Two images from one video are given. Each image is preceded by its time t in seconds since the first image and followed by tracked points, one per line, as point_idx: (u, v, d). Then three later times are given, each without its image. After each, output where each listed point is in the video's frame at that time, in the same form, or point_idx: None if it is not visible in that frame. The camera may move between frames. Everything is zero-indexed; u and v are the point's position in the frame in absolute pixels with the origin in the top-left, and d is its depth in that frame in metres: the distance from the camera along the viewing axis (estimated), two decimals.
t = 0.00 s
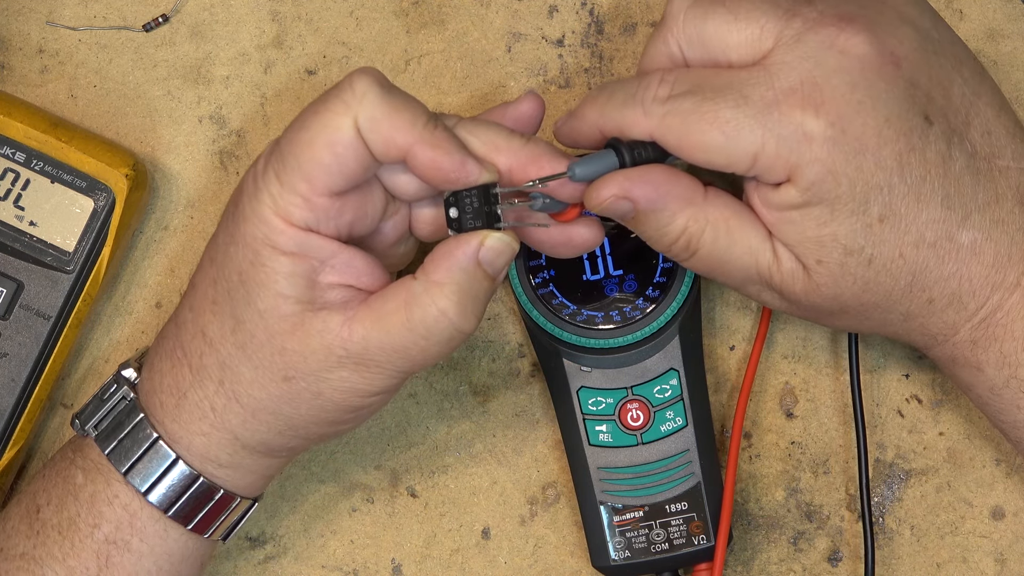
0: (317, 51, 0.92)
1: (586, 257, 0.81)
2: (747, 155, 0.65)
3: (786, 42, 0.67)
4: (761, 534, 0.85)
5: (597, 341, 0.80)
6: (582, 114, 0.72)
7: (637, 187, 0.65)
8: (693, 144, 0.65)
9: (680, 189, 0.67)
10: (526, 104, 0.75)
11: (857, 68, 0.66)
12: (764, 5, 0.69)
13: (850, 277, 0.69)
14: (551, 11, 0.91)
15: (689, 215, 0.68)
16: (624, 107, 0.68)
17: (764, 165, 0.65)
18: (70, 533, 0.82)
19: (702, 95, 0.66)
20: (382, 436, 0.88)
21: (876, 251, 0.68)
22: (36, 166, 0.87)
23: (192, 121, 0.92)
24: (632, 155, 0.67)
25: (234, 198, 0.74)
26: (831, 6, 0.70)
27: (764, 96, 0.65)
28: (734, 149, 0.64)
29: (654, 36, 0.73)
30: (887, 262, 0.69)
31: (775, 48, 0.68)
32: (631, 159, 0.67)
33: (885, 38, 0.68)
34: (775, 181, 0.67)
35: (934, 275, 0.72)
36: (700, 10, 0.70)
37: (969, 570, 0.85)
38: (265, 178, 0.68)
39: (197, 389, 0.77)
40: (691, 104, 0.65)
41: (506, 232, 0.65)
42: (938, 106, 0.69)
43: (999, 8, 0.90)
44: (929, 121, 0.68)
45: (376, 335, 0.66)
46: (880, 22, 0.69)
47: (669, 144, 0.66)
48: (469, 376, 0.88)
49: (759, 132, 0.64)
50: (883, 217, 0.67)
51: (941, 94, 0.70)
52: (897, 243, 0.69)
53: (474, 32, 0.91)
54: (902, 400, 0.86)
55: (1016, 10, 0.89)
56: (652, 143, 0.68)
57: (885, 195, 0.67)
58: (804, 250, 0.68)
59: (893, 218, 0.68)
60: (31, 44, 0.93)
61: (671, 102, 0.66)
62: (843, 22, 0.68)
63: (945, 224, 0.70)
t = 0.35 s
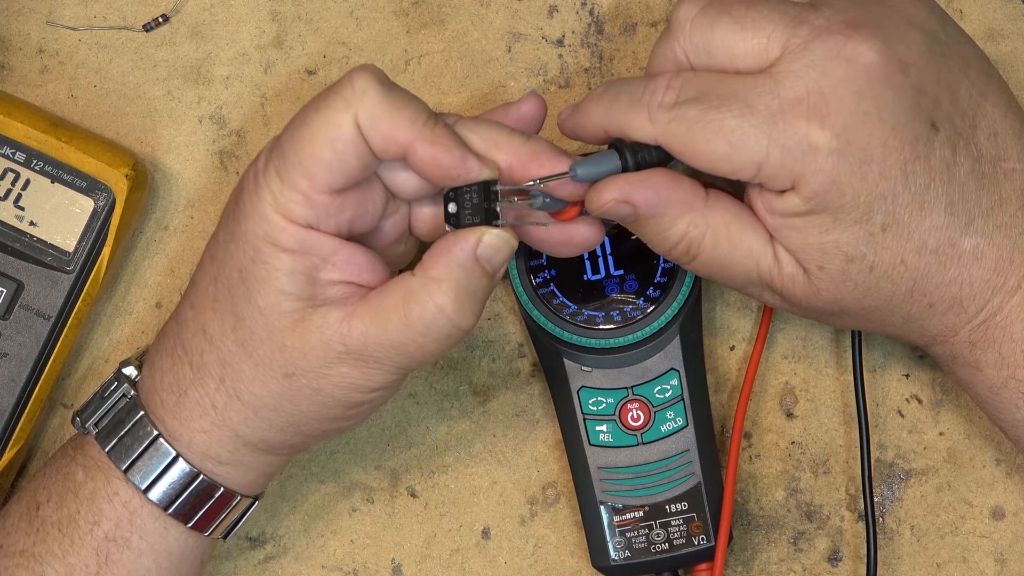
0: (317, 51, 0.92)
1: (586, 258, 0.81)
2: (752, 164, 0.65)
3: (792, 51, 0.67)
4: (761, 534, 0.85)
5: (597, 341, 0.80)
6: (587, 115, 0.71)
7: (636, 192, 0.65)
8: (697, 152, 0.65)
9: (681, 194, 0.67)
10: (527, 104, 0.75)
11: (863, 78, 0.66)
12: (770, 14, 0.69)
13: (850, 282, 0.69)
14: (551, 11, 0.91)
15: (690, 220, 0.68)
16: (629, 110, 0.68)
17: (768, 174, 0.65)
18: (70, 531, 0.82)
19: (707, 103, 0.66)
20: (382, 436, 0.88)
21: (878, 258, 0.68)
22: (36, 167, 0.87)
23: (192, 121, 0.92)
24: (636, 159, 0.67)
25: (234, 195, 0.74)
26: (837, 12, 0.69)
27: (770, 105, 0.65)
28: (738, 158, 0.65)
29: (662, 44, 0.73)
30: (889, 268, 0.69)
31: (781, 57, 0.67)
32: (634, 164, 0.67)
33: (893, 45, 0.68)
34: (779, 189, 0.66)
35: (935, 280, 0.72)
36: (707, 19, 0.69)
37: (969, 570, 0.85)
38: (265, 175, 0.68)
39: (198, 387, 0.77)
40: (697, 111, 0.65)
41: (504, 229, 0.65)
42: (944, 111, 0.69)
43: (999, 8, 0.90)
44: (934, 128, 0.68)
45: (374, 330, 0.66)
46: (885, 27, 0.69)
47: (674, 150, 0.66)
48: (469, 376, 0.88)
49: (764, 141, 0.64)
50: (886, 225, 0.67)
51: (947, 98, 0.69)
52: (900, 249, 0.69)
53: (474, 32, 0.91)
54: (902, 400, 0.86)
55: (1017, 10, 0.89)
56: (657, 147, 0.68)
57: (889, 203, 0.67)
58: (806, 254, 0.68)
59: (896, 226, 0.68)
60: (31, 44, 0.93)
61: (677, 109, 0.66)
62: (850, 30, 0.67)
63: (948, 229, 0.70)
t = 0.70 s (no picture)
0: (317, 51, 0.92)
1: (586, 258, 0.81)
2: (751, 163, 0.65)
3: (793, 50, 0.67)
4: (761, 534, 0.85)
5: (597, 341, 0.80)
6: (586, 111, 0.71)
7: (636, 189, 0.65)
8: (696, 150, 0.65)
9: (680, 192, 0.67)
10: (526, 101, 0.75)
11: (863, 78, 0.66)
12: (771, 14, 0.68)
13: (850, 283, 0.69)
14: (551, 11, 0.91)
15: (689, 218, 0.68)
16: (629, 108, 0.68)
17: (768, 173, 0.65)
18: (71, 531, 0.82)
19: (707, 101, 0.66)
20: (382, 436, 0.88)
21: (877, 258, 0.68)
22: (36, 166, 0.87)
23: (192, 121, 0.92)
24: (634, 155, 0.67)
25: (234, 194, 0.74)
26: (839, 13, 0.69)
27: (770, 105, 0.65)
28: (737, 156, 0.65)
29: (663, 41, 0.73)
30: (888, 267, 0.69)
31: (782, 57, 0.67)
32: (632, 160, 0.67)
33: (894, 46, 0.68)
34: (778, 188, 0.66)
35: (934, 280, 0.72)
36: (706, 18, 0.69)
37: (969, 570, 0.85)
38: (264, 175, 0.68)
39: (198, 387, 0.77)
40: (696, 110, 0.65)
41: (503, 224, 0.65)
42: (944, 112, 0.69)
43: (999, 8, 0.90)
44: (934, 129, 0.68)
45: (373, 327, 0.66)
46: (886, 27, 0.69)
47: (673, 148, 0.66)
48: (469, 376, 0.88)
49: (763, 140, 0.64)
50: (885, 224, 0.67)
51: (948, 99, 0.69)
52: (899, 249, 0.69)
53: (474, 32, 0.91)
54: (902, 400, 0.86)
55: (1016, 10, 0.89)
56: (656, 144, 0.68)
57: (889, 204, 0.67)
58: (807, 254, 0.68)
59: (895, 226, 0.68)
60: (31, 44, 0.93)
61: (677, 107, 0.66)
62: (851, 31, 0.67)
63: (947, 229, 0.70)
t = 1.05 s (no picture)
0: (317, 51, 0.92)
1: (586, 258, 0.81)
2: (751, 164, 0.65)
3: (794, 51, 0.66)
4: (761, 534, 0.85)
5: (597, 341, 0.80)
6: (586, 110, 0.71)
7: (635, 188, 0.65)
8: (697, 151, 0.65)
9: (680, 192, 0.67)
10: (524, 99, 0.75)
11: (864, 79, 0.66)
12: (772, 15, 0.68)
13: (849, 283, 0.69)
14: (551, 11, 0.91)
15: (688, 217, 0.68)
16: (630, 107, 0.68)
17: (768, 174, 0.65)
18: (71, 531, 0.82)
19: (708, 101, 0.66)
20: (382, 436, 0.88)
21: (876, 259, 0.68)
22: (36, 166, 0.87)
23: (192, 121, 0.92)
24: (633, 154, 0.67)
25: (232, 194, 0.74)
26: (839, 14, 0.69)
27: (771, 106, 0.65)
28: (737, 157, 0.65)
29: (663, 42, 0.72)
30: (887, 268, 0.69)
31: (783, 58, 0.67)
32: (631, 159, 0.67)
33: (895, 46, 0.68)
34: (778, 189, 0.66)
35: (934, 281, 0.72)
36: (707, 19, 0.69)
37: (969, 570, 0.85)
38: (262, 174, 0.68)
39: (199, 387, 0.77)
40: (697, 110, 0.65)
41: (501, 221, 0.65)
42: (945, 112, 0.69)
43: (998, 8, 0.90)
44: (935, 130, 0.68)
45: (372, 326, 0.66)
46: (887, 28, 0.69)
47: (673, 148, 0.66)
48: (469, 377, 0.88)
49: (764, 141, 0.64)
50: (885, 225, 0.67)
51: (949, 100, 0.69)
52: (898, 250, 0.69)
53: (474, 32, 0.91)
54: (902, 400, 0.86)
55: (1016, 10, 0.90)
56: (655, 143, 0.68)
57: (889, 205, 0.67)
58: (806, 254, 0.68)
59: (895, 227, 0.68)
60: (31, 44, 0.93)
61: (677, 107, 0.66)
62: (852, 32, 0.67)
63: (947, 230, 0.70)
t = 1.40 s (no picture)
0: (317, 51, 0.92)
1: (586, 258, 0.81)
2: (752, 165, 0.65)
3: (796, 52, 0.66)
4: (761, 534, 0.85)
5: (597, 341, 0.80)
6: (587, 110, 0.71)
7: (636, 189, 0.65)
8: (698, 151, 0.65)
9: (680, 192, 0.67)
10: (524, 99, 0.75)
11: (866, 80, 0.66)
12: (773, 16, 0.68)
13: (849, 284, 0.69)
14: (551, 11, 0.91)
15: (689, 218, 0.68)
16: (631, 108, 0.68)
17: (769, 175, 0.65)
18: (72, 531, 0.82)
19: (709, 102, 0.66)
20: (382, 436, 0.88)
21: (877, 260, 0.68)
22: (36, 166, 0.87)
23: (192, 121, 0.92)
24: (633, 154, 0.67)
25: (233, 193, 0.74)
26: (841, 14, 0.69)
27: (772, 107, 0.65)
28: (739, 158, 0.65)
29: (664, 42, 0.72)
30: (887, 269, 0.69)
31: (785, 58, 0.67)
32: (632, 159, 0.67)
33: (897, 47, 0.67)
34: (779, 189, 0.66)
35: (934, 281, 0.72)
36: (709, 20, 0.69)
37: (969, 570, 0.85)
38: (263, 174, 0.68)
39: (199, 386, 0.77)
40: (698, 111, 0.65)
41: (501, 221, 0.65)
42: (946, 113, 0.69)
43: (999, 8, 0.90)
44: (936, 131, 0.68)
45: (373, 326, 0.66)
46: (888, 28, 0.68)
47: (674, 148, 0.66)
48: (469, 376, 0.88)
49: (765, 142, 0.64)
50: (886, 226, 0.67)
51: (950, 100, 0.69)
52: (899, 251, 0.69)
53: (474, 32, 0.91)
54: (903, 399, 0.86)
55: (1016, 10, 0.89)
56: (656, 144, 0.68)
57: (890, 206, 0.67)
58: (807, 254, 0.68)
59: (895, 228, 0.68)
60: (31, 44, 0.93)
61: (679, 108, 0.66)
62: (853, 32, 0.67)
63: (948, 231, 0.70)
